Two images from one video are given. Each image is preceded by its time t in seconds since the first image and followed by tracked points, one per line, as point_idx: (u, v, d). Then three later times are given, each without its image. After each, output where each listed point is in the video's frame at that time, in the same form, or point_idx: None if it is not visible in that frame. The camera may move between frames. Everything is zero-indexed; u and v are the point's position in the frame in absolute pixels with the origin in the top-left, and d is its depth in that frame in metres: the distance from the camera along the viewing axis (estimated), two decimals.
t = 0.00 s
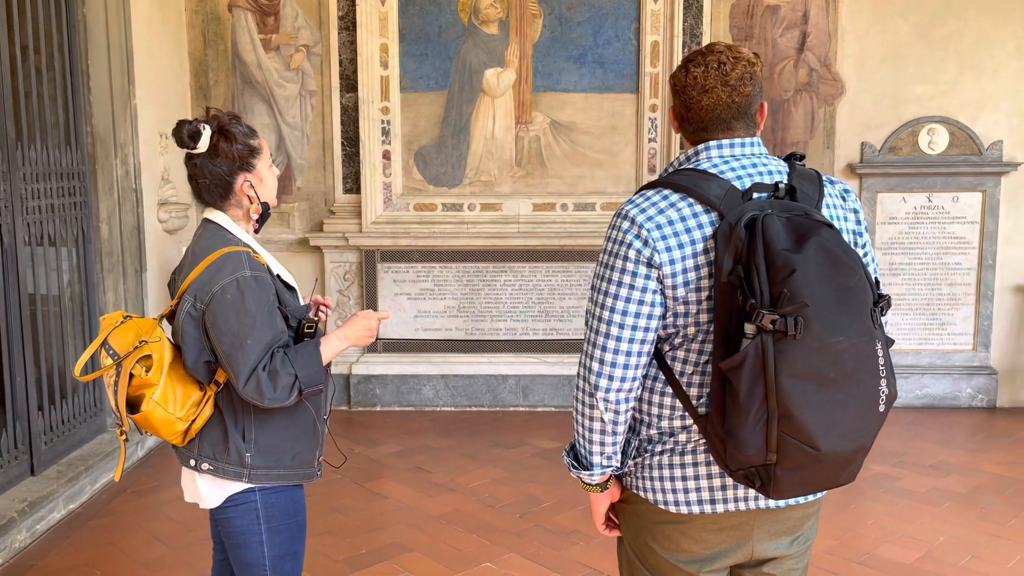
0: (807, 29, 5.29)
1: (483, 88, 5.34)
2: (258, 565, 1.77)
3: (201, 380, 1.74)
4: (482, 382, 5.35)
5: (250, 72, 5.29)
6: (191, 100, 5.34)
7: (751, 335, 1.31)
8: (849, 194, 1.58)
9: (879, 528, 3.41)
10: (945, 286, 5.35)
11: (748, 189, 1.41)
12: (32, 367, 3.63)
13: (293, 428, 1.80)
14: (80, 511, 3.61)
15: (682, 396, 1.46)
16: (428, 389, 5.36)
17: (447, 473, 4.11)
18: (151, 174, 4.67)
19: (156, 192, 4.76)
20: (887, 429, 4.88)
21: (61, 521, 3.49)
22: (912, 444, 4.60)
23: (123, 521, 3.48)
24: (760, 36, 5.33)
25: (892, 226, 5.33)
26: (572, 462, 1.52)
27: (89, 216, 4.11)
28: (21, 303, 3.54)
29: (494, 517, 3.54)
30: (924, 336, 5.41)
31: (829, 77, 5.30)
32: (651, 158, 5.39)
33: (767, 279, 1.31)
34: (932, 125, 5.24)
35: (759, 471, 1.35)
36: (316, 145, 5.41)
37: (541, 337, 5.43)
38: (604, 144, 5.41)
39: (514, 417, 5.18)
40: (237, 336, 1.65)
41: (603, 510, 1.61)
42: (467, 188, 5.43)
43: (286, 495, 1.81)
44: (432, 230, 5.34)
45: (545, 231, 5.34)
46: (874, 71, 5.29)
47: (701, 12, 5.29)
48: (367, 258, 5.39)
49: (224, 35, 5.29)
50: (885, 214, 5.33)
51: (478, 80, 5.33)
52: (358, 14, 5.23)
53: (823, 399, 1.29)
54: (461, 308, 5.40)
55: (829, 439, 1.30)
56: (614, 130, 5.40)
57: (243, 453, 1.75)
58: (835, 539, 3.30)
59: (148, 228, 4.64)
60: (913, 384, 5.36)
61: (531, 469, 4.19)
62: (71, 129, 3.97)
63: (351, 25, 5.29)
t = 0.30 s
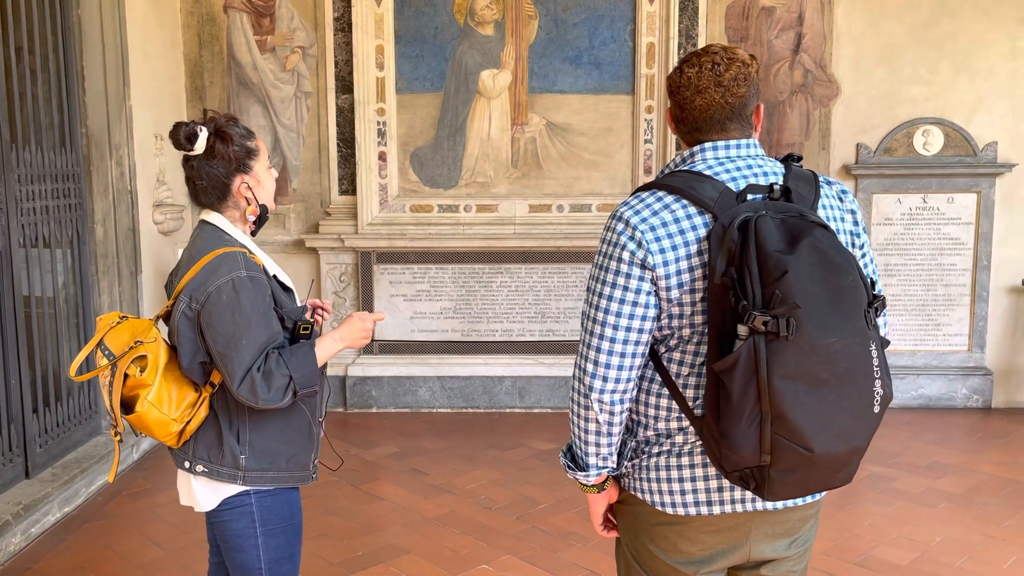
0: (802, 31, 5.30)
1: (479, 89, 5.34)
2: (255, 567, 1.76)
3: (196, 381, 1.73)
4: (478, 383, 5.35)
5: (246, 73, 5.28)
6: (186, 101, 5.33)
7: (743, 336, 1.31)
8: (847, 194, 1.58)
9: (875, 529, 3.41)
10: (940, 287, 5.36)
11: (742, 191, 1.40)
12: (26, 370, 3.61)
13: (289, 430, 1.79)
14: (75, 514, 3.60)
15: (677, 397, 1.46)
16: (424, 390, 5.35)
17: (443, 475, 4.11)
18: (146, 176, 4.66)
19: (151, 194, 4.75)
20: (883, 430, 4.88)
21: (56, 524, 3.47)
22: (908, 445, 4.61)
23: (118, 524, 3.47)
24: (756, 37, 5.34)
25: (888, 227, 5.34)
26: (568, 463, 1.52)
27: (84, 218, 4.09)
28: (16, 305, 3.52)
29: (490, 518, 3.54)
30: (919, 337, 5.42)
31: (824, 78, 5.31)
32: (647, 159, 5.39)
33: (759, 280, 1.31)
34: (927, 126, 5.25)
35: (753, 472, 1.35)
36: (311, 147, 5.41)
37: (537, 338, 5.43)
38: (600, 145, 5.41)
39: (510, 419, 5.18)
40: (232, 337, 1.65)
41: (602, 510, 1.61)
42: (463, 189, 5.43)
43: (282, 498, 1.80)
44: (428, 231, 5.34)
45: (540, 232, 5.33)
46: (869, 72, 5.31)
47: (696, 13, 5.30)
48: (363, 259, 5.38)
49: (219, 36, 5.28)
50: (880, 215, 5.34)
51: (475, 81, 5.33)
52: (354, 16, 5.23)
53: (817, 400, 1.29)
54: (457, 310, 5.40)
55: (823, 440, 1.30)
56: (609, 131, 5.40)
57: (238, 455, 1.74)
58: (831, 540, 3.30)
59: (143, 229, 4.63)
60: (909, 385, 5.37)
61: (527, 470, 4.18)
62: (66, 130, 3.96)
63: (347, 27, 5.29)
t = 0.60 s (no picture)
0: (799, 33, 5.30)
1: (476, 90, 5.33)
2: (250, 570, 1.75)
3: (192, 383, 1.72)
4: (475, 385, 5.34)
5: (242, 75, 5.28)
6: (182, 103, 5.32)
7: (736, 338, 1.30)
8: (844, 197, 1.57)
9: (872, 531, 3.41)
10: (936, 288, 5.36)
11: (736, 193, 1.40)
12: (21, 372, 3.59)
13: (287, 432, 1.79)
14: (70, 516, 3.58)
15: (672, 400, 1.45)
16: (421, 392, 5.34)
17: (440, 477, 4.10)
18: (142, 177, 4.64)
19: (147, 195, 4.74)
20: (880, 431, 4.88)
21: (51, 527, 3.46)
22: (905, 446, 4.61)
23: (114, 527, 3.45)
24: (753, 39, 5.34)
25: (884, 229, 5.35)
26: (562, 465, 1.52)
27: (80, 220, 4.09)
28: (11, 308, 3.50)
29: (487, 521, 3.53)
30: (916, 339, 5.42)
31: (820, 80, 5.31)
32: (644, 161, 5.39)
33: (752, 282, 1.30)
34: (924, 127, 5.26)
35: (745, 475, 1.35)
36: (308, 149, 5.40)
37: (534, 340, 5.42)
38: (597, 147, 5.41)
39: (507, 421, 5.17)
40: (228, 339, 1.64)
41: (598, 513, 1.62)
42: (459, 191, 5.42)
43: (279, 500, 1.79)
44: (425, 233, 5.33)
45: (537, 234, 5.33)
46: (865, 74, 5.31)
47: (693, 15, 5.30)
48: (360, 261, 5.37)
49: (215, 37, 5.27)
50: (876, 217, 5.34)
51: (471, 83, 5.33)
52: (350, 18, 5.22)
53: (808, 403, 1.29)
54: (453, 311, 5.39)
55: (814, 443, 1.30)
56: (607, 132, 5.40)
57: (234, 457, 1.73)
58: (828, 542, 3.30)
59: (139, 231, 4.61)
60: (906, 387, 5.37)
61: (524, 472, 4.18)
62: (62, 132, 3.96)
63: (343, 28, 5.28)
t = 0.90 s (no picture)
0: (797, 34, 5.30)
1: (474, 92, 5.33)
2: (247, 572, 1.75)
3: (189, 385, 1.72)
4: (473, 387, 5.34)
5: (240, 76, 5.27)
6: (180, 104, 5.31)
7: (725, 340, 1.30)
8: (843, 199, 1.57)
9: (871, 533, 3.41)
10: (935, 290, 5.36)
11: (729, 195, 1.39)
12: (18, 374, 3.58)
13: (286, 434, 1.78)
14: (68, 518, 3.58)
15: (666, 401, 1.45)
16: (419, 394, 5.34)
17: (438, 479, 4.09)
18: (140, 179, 4.64)
19: (145, 197, 4.73)
20: (878, 433, 4.88)
21: (49, 529, 3.45)
22: (904, 448, 4.61)
23: (111, 529, 3.44)
24: (751, 40, 5.34)
25: (882, 231, 5.35)
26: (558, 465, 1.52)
27: (77, 221, 4.08)
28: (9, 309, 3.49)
29: (486, 523, 3.52)
30: (914, 340, 5.42)
31: (819, 82, 5.32)
32: (642, 163, 5.39)
33: (741, 285, 1.29)
34: (922, 129, 5.26)
35: (737, 477, 1.34)
36: (306, 150, 5.40)
37: (532, 342, 5.42)
38: (595, 148, 5.41)
39: (505, 422, 5.17)
40: (225, 341, 1.63)
41: (596, 514, 1.61)
42: (457, 192, 5.42)
43: (277, 502, 1.79)
44: (424, 234, 5.33)
45: (536, 235, 5.33)
46: (863, 75, 5.31)
47: (691, 16, 5.31)
48: (358, 263, 5.36)
49: (213, 39, 5.27)
50: (875, 218, 5.34)
51: (470, 84, 5.33)
52: (349, 19, 5.21)
53: (798, 405, 1.28)
54: (452, 313, 5.39)
55: (804, 446, 1.29)
56: (605, 134, 5.40)
57: (232, 459, 1.73)
58: (827, 544, 3.30)
59: (137, 232, 4.60)
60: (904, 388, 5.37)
61: (523, 474, 4.17)
62: (61, 133, 3.95)
63: (342, 30, 5.28)
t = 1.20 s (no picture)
0: (796, 36, 5.30)
1: (474, 94, 5.33)
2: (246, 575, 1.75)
3: (189, 387, 1.72)
4: (472, 389, 5.33)
5: (240, 78, 5.27)
6: (179, 106, 5.31)
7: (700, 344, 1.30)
8: (846, 201, 1.49)
9: (871, 535, 3.40)
10: (934, 291, 5.36)
11: (717, 198, 1.38)
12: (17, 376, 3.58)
13: (285, 435, 1.77)
14: (67, 521, 3.57)
15: (655, 402, 1.44)
16: (418, 396, 5.33)
17: (438, 481, 4.08)
18: (140, 181, 4.64)
19: (145, 199, 4.73)
20: (878, 435, 4.88)
21: (47, 532, 3.44)
22: (904, 449, 4.61)
23: (110, 532, 3.44)
24: (750, 42, 5.35)
25: (882, 232, 5.35)
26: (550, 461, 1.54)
27: (76, 223, 4.08)
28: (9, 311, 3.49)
29: (485, 525, 3.51)
30: (914, 342, 5.42)
31: (818, 83, 5.32)
32: (642, 165, 5.39)
33: (718, 290, 1.28)
34: (921, 131, 5.26)
35: (715, 481, 1.34)
36: (306, 152, 5.40)
37: (531, 343, 5.41)
38: (594, 150, 5.41)
39: (504, 424, 5.16)
40: (224, 342, 1.63)
41: (594, 514, 1.61)
42: (457, 194, 5.42)
43: (276, 505, 1.78)
44: (423, 236, 5.33)
45: (535, 237, 5.33)
46: (863, 77, 5.32)
47: (691, 18, 5.31)
48: (357, 265, 5.35)
49: (213, 41, 5.27)
50: (874, 220, 5.34)
51: (469, 86, 5.33)
52: (348, 21, 5.21)
53: (772, 411, 1.26)
54: (451, 315, 5.39)
55: (779, 452, 1.27)
56: (605, 136, 5.40)
57: (232, 461, 1.72)
58: (827, 546, 3.29)
59: (137, 234, 4.60)
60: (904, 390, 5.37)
61: (522, 476, 4.17)
62: (60, 135, 3.95)
63: (341, 32, 5.28)
